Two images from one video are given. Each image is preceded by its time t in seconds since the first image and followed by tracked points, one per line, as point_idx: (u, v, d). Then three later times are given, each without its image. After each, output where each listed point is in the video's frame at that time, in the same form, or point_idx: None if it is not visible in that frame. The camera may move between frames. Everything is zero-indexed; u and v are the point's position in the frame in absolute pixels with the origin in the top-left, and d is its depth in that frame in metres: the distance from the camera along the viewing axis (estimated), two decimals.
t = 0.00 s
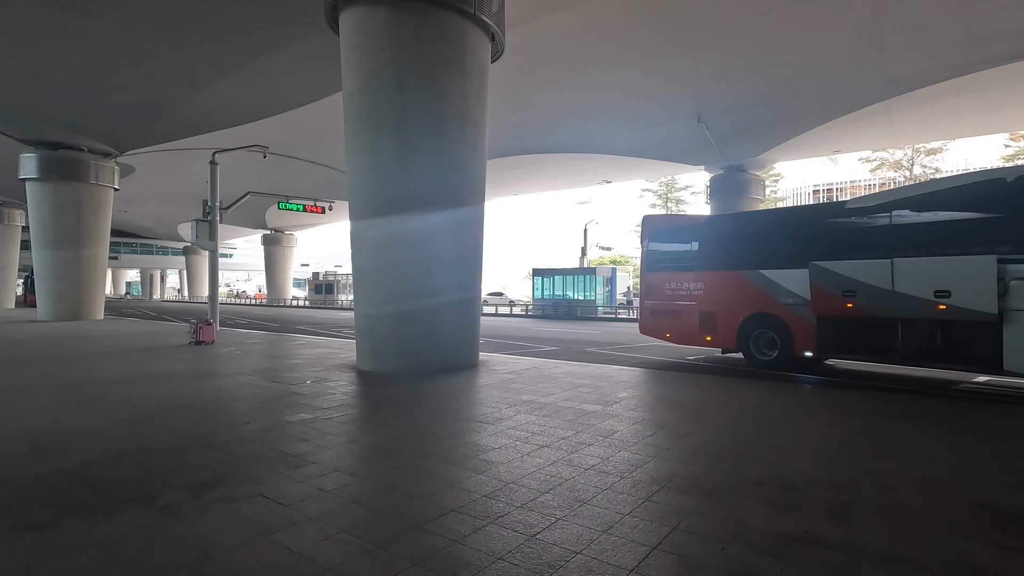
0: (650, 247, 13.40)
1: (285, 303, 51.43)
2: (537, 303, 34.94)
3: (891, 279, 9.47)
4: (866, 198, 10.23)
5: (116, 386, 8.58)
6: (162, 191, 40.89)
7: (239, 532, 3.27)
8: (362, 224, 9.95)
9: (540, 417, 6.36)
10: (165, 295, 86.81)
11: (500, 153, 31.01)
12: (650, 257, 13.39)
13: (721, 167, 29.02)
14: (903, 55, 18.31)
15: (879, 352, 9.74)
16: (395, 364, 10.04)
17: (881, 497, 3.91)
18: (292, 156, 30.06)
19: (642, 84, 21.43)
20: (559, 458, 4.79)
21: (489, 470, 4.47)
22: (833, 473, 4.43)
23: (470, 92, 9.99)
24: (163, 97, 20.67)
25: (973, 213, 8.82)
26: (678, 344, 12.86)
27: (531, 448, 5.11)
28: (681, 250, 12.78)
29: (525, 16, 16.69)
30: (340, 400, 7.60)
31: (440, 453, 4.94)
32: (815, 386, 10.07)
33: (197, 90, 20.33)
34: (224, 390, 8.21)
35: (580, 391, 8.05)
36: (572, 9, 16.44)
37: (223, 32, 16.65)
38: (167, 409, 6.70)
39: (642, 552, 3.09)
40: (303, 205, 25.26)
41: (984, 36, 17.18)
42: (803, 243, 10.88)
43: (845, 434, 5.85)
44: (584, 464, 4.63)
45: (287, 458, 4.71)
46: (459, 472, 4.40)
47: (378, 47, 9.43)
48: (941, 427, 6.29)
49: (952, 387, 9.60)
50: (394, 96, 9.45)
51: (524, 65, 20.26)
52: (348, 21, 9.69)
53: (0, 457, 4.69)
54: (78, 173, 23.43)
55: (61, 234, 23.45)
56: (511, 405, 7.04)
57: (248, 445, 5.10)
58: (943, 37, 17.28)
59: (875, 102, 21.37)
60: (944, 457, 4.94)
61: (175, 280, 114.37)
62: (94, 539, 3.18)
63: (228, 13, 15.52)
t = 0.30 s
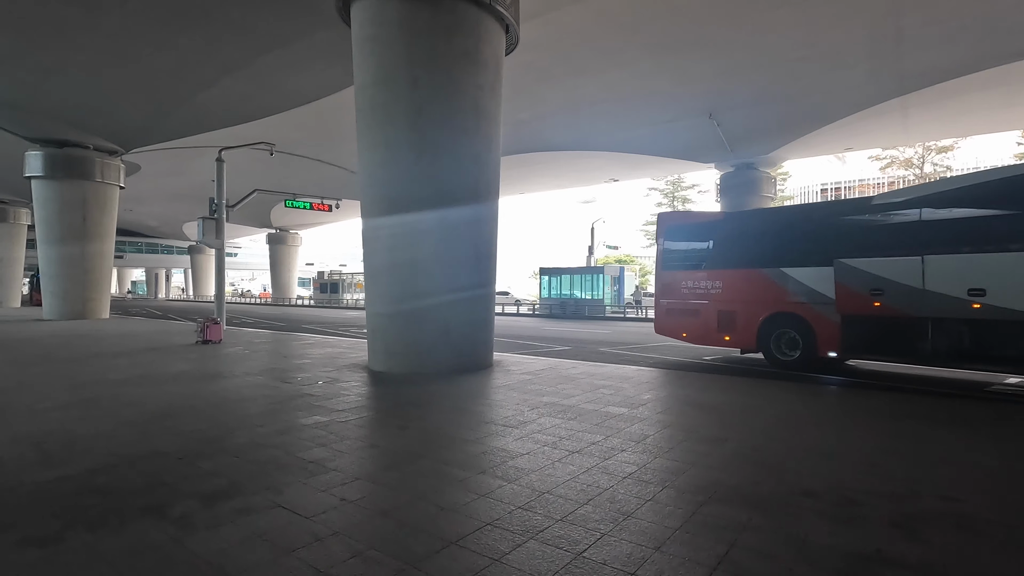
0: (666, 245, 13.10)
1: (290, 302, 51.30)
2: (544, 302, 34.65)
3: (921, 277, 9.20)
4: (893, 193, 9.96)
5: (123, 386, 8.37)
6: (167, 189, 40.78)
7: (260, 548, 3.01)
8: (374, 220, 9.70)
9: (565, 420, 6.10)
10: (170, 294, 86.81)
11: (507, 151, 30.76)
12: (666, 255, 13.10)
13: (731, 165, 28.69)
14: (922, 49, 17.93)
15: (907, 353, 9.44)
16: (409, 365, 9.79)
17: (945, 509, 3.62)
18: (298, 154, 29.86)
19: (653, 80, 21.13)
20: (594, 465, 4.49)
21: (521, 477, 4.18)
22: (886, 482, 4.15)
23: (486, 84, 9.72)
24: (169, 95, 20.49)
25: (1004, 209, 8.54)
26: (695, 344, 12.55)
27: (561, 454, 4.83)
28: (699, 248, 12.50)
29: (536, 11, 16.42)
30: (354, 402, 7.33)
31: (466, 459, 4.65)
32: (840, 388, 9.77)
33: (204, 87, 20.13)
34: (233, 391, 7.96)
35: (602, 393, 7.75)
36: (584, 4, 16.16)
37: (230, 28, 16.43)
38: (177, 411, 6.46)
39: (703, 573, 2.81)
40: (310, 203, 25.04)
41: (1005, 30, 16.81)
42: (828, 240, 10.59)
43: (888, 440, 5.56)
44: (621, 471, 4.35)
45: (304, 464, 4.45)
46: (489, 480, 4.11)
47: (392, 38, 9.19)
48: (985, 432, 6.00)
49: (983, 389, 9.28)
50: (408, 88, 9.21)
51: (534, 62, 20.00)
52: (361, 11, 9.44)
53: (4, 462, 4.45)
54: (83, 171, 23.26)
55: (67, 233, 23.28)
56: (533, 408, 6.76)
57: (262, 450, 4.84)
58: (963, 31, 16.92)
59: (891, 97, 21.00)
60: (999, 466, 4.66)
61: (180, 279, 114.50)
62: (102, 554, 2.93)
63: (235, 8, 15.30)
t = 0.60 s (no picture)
0: (683, 243, 12.81)
1: (295, 302, 51.16)
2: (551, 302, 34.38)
3: (953, 278, 8.93)
4: (920, 190, 9.69)
5: (130, 390, 8.15)
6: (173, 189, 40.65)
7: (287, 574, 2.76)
8: (387, 218, 9.47)
9: (593, 427, 5.84)
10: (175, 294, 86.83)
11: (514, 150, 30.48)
12: (682, 255, 12.81)
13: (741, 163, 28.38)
14: (940, 45, 17.59)
15: (938, 355, 9.14)
16: (422, 367, 9.54)
17: (1021, 530, 3.37)
18: (304, 153, 29.67)
19: (663, 77, 20.82)
20: (632, 479, 4.22)
21: (558, 492, 3.92)
22: (949, 498, 3.89)
23: (501, 79, 9.45)
24: (176, 93, 20.32)
25: None
26: (713, 346, 12.26)
27: (595, 463, 4.59)
28: (716, 248, 12.22)
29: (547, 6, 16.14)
30: (369, 406, 7.09)
31: (495, 471, 4.39)
32: (867, 391, 9.49)
33: (211, 85, 19.98)
34: (244, 395, 7.73)
35: (625, 398, 7.48)
36: None
37: (237, 26, 16.23)
38: (188, 417, 6.25)
39: None
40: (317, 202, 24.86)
41: None
42: (853, 239, 10.30)
43: (935, 450, 5.29)
44: (662, 486, 4.07)
45: (325, 477, 4.21)
46: (523, 495, 3.85)
47: (406, 33, 8.96)
48: None
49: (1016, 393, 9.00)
50: (423, 84, 8.96)
51: (542, 59, 19.73)
52: (374, 6, 9.23)
53: (9, 474, 4.22)
54: (89, 171, 23.11)
55: (73, 232, 23.15)
56: (556, 413, 6.49)
57: (280, 461, 4.59)
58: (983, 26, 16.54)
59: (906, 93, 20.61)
60: None
61: (185, 280, 114.71)
62: None
63: (241, 5, 15.09)
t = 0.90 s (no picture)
0: (701, 242, 12.57)
1: (302, 302, 51.09)
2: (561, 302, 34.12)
3: (988, 277, 8.64)
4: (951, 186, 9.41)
5: (142, 392, 7.96)
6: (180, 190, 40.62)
7: None
8: (403, 216, 9.26)
9: (623, 431, 5.60)
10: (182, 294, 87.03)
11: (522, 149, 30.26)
12: (700, 253, 12.56)
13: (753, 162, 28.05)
14: (962, 40, 17.25)
15: (971, 356, 8.85)
16: (438, 368, 9.33)
17: None
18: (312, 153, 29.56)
19: (676, 73, 20.51)
20: (676, 488, 3.98)
21: (600, 502, 3.69)
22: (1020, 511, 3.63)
23: (520, 72, 9.22)
24: (184, 92, 20.21)
25: None
26: (732, 346, 12.00)
27: (632, 471, 4.35)
28: (736, 246, 11.96)
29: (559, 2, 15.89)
30: (388, 409, 6.87)
31: (529, 478, 4.16)
32: (895, 393, 9.21)
33: (219, 84, 19.86)
34: (259, 397, 7.54)
35: (651, 400, 7.24)
36: None
37: (246, 23, 16.05)
38: (204, 420, 6.06)
39: None
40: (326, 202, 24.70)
41: None
42: (880, 236, 10.02)
43: (988, 457, 5.02)
44: (710, 497, 3.82)
45: (351, 486, 3.99)
46: (563, 506, 3.61)
47: (423, 25, 8.76)
48: None
49: None
50: (441, 77, 8.75)
51: (554, 56, 19.49)
52: None
53: (21, 481, 4.04)
54: (98, 171, 23.04)
55: (82, 232, 23.07)
56: (583, 417, 6.25)
57: (303, 467, 4.37)
58: (1007, 19, 16.17)
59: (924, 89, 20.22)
60: None
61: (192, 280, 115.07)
62: None
63: (251, 2, 14.92)
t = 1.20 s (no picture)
0: (719, 243, 12.31)
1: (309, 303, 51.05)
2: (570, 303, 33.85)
3: None
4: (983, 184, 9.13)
5: (155, 396, 7.79)
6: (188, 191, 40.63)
7: None
8: (419, 217, 9.07)
9: (655, 439, 5.36)
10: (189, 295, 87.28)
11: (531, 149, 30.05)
12: (718, 254, 12.31)
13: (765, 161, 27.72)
14: (984, 36, 16.87)
15: (1005, 360, 8.57)
16: (454, 372, 9.13)
17: None
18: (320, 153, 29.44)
19: (690, 71, 20.20)
20: (723, 504, 3.74)
21: (644, 519, 3.46)
22: None
23: (537, 68, 9.02)
24: (194, 93, 20.11)
25: None
26: (751, 349, 11.73)
27: (672, 484, 4.12)
28: (755, 247, 11.70)
29: None
30: (406, 415, 6.65)
31: (565, 492, 3.94)
32: (925, 398, 8.93)
33: (228, 84, 19.74)
34: (273, 402, 7.35)
35: (678, 406, 6.99)
36: None
37: (256, 22, 15.90)
38: (218, 426, 5.86)
39: None
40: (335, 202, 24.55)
41: None
42: (908, 236, 9.73)
43: None
44: (761, 514, 3.58)
45: (377, 500, 3.77)
46: (606, 524, 3.39)
47: (439, 21, 8.57)
48: None
49: None
50: (458, 73, 8.55)
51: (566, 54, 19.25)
52: None
53: (32, 494, 3.85)
54: (107, 171, 22.99)
55: (91, 233, 23.02)
56: (610, 424, 6.01)
57: (324, 480, 4.16)
58: None
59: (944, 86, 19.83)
60: None
61: (199, 281, 115.46)
62: None
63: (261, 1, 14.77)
